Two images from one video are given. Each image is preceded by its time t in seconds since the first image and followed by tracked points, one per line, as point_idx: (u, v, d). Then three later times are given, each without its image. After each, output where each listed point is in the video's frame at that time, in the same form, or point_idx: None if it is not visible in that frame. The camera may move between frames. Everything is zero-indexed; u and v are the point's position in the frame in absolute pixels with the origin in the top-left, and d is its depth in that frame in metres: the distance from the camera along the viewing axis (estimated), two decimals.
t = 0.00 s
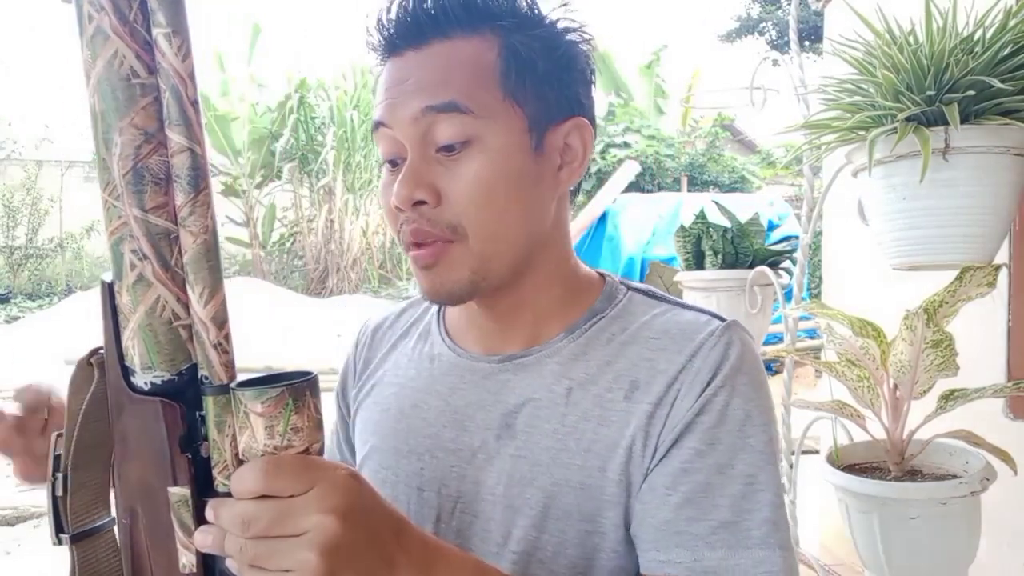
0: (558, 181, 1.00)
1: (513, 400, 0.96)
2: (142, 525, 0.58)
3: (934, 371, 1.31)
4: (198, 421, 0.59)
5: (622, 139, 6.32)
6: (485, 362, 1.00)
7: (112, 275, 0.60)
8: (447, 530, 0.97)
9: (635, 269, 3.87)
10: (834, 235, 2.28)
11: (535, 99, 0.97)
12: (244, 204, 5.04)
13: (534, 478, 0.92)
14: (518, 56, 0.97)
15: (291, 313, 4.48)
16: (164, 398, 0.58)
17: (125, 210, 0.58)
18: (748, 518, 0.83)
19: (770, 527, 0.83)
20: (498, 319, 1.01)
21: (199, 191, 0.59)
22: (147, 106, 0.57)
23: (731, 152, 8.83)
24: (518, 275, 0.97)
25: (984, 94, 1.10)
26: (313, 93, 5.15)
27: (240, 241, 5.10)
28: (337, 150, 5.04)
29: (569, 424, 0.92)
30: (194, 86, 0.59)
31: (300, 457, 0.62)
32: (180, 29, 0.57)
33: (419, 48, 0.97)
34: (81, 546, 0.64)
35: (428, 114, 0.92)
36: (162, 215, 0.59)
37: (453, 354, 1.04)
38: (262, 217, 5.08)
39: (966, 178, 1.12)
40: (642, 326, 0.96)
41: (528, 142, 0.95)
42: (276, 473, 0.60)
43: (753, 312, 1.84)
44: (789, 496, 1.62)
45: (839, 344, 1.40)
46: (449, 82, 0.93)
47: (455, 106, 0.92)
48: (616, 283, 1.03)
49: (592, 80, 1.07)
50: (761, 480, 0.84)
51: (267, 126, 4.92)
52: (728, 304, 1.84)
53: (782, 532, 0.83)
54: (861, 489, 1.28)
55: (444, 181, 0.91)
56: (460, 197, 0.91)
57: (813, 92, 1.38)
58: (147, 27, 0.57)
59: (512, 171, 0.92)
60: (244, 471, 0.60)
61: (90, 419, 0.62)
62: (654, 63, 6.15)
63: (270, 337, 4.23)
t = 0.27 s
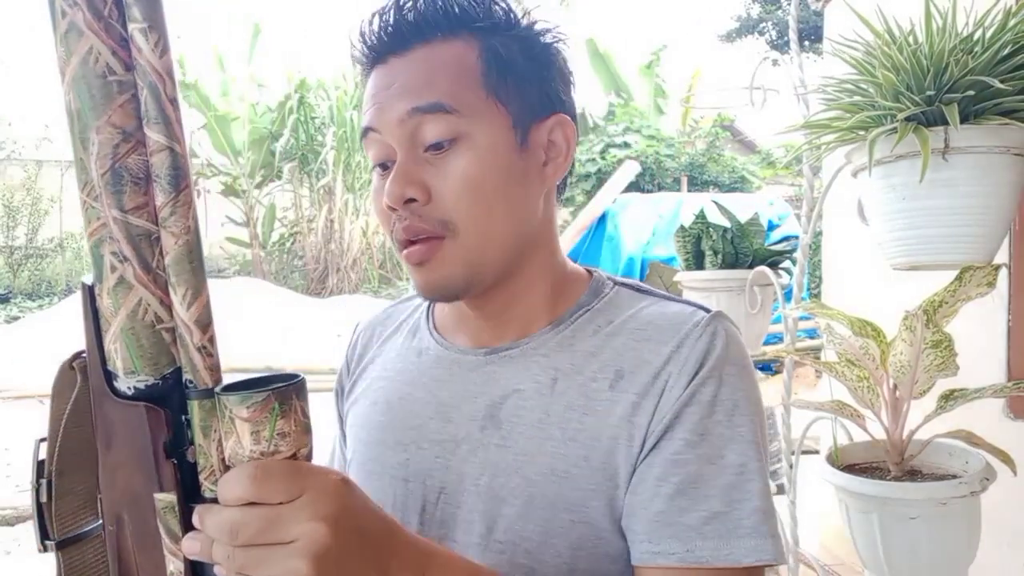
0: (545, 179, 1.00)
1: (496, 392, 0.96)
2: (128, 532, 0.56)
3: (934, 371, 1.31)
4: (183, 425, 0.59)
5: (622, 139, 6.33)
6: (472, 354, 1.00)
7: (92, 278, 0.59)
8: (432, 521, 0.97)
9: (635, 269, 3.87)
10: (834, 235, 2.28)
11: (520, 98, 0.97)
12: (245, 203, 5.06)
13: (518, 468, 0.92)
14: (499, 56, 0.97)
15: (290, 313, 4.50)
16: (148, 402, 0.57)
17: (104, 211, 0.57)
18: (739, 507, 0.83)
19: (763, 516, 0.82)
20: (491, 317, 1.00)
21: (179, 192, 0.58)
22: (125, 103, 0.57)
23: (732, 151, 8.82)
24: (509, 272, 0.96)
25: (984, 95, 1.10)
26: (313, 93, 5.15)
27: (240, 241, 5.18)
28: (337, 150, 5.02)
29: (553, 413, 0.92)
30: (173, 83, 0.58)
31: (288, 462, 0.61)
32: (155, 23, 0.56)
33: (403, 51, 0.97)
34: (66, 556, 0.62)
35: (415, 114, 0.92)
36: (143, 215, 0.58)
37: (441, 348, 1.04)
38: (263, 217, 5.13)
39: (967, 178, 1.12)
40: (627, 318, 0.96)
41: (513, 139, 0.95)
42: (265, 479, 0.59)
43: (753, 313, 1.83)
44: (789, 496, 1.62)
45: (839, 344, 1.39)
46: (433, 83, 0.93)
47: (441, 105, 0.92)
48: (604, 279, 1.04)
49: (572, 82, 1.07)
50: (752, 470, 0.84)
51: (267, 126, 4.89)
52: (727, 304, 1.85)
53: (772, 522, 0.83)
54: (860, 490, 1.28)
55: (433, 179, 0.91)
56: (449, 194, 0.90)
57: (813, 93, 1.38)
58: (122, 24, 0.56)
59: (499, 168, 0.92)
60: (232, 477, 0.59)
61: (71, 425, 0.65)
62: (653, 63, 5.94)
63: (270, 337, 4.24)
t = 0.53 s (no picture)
0: (557, 181, 1.00)
1: (499, 387, 0.96)
2: (117, 540, 0.58)
3: (934, 371, 1.31)
4: (173, 430, 0.59)
5: (622, 139, 6.33)
6: (474, 349, 1.00)
7: (76, 281, 0.59)
8: (433, 517, 0.97)
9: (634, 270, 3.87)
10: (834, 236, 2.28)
11: (538, 100, 0.97)
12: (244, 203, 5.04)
13: (520, 465, 0.91)
14: (521, 57, 0.97)
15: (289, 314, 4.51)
16: (134, 408, 0.58)
17: (86, 213, 0.58)
18: (741, 508, 0.83)
19: (764, 517, 0.82)
20: (495, 315, 1.00)
21: (163, 192, 0.58)
22: (104, 101, 0.57)
23: (732, 152, 8.80)
24: (518, 272, 0.97)
25: (985, 95, 1.10)
26: (313, 93, 5.16)
27: (240, 241, 5.16)
28: (337, 150, 5.02)
29: (555, 411, 0.92)
30: (153, 80, 0.58)
31: (279, 470, 0.59)
32: (136, 18, 0.56)
33: (424, 44, 0.97)
34: (54, 562, 0.64)
35: (435, 108, 0.92)
36: (125, 216, 0.59)
37: (444, 342, 1.04)
38: (262, 216, 5.10)
39: (966, 177, 1.12)
40: (632, 317, 0.96)
41: (531, 141, 0.95)
42: (255, 490, 0.58)
43: (753, 313, 1.84)
44: (789, 496, 1.62)
45: (839, 344, 1.39)
46: (455, 78, 0.93)
47: (462, 101, 0.92)
48: (608, 278, 1.03)
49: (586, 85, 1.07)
50: (754, 470, 0.84)
51: (267, 126, 4.93)
52: (727, 304, 1.85)
53: (773, 522, 0.83)
54: (860, 489, 1.28)
55: (450, 175, 0.91)
56: (465, 191, 0.91)
57: (812, 93, 1.38)
58: (100, 19, 0.56)
59: (517, 167, 0.93)
60: (222, 487, 0.58)
61: (59, 432, 0.65)
62: (653, 62, 6.20)
63: (269, 337, 4.26)
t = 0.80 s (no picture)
0: (570, 184, 1.00)
1: (505, 388, 0.96)
2: (116, 542, 0.59)
3: (934, 371, 1.31)
4: (171, 433, 0.59)
5: (622, 139, 6.32)
6: (481, 350, 1.00)
7: (72, 281, 0.59)
8: (438, 519, 0.97)
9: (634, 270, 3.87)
10: (834, 236, 2.28)
11: (553, 102, 0.97)
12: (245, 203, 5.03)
13: (526, 467, 0.91)
14: (539, 58, 0.97)
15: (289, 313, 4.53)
16: (132, 410, 0.58)
17: (82, 213, 0.58)
18: (748, 514, 0.83)
19: (771, 523, 0.82)
20: (502, 316, 1.00)
21: (160, 192, 0.58)
22: (100, 100, 0.57)
23: (732, 151, 8.79)
24: (529, 274, 0.97)
25: (984, 95, 1.10)
26: (313, 93, 5.16)
27: (240, 241, 5.16)
28: (337, 150, 5.02)
29: (562, 413, 0.92)
30: (149, 79, 0.57)
31: (277, 473, 0.59)
32: (132, 18, 0.55)
33: (441, 41, 0.96)
34: (52, 562, 0.65)
35: (452, 108, 0.92)
36: (122, 216, 0.59)
37: (450, 341, 1.04)
38: (262, 216, 5.09)
39: (965, 178, 1.12)
40: (639, 320, 0.96)
41: (546, 144, 0.95)
42: (253, 493, 0.58)
43: (753, 313, 1.84)
44: (789, 497, 1.62)
45: (839, 344, 1.39)
46: (472, 78, 0.93)
47: (479, 102, 0.92)
48: (614, 279, 1.03)
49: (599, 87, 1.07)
50: (761, 476, 0.84)
51: (267, 126, 4.93)
52: (727, 304, 1.85)
53: (778, 526, 0.83)
54: (859, 490, 1.28)
55: (465, 176, 0.91)
56: (479, 193, 0.91)
57: (811, 93, 1.38)
58: (95, 18, 0.56)
59: (532, 171, 0.92)
60: (222, 488, 0.57)
61: (56, 433, 0.64)
62: (653, 62, 6.35)
63: (270, 335, 4.27)
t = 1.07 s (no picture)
0: (578, 188, 1.00)
1: (508, 390, 0.96)
2: (119, 541, 0.59)
3: (934, 371, 1.31)
4: (176, 432, 0.59)
5: (622, 139, 6.32)
6: (484, 350, 1.00)
7: (77, 281, 0.59)
8: (441, 520, 0.97)
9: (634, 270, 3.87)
10: (834, 236, 2.28)
11: (563, 106, 0.97)
12: (244, 203, 5.03)
13: (528, 469, 0.91)
14: (549, 62, 0.97)
15: (289, 314, 4.52)
16: (136, 410, 0.58)
17: (87, 213, 0.58)
18: (751, 520, 0.83)
19: (773, 529, 0.82)
20: (507, 318, 1.00)
21: (165, 192, 0.58)
22: (105, 100, 0.57)
23: (732, 151, 8.77)
24: (534, 278, 0.97)
25: (984, 95, 1.11)
26: (313, 93, 5.16)
27: (240, 241, 5.16)
28: (337, 150, 5.02)
29: (565, 415, 0.92)
30: (155, 79, 0.57)
31: (281, 472, 0.59)
32: (137, 18, 0.55)
33: (451, 44, 0.96)
34: (56, 561, 0.65)
35: (460, 112, 0.92)
36: (127, 216, 0.59)
37: (454, 341, 1.04)
38: (262, 216, 5.09)
39: (966, 178, 1.12)
40: (643, 322, 0.96)
41: (555, 150, 0.95)
42: (257, 492, 0.58)
43: (753, 313, 1.84)
44: (789, 497, 1.62)
45: (839, 344, 1.39)
46: (481, 83, 0.92)
47: (488, 107, 0.92)
48: (619, 281, 1.03)
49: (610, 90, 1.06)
50: (764, 481, 0.84)
51: (267, 126, 4.91)
52: (727, 305, 1.85)
53: (780, 531, 0.83)
54: (859, 489, 1.28)
55: (472, 181, 0.91)
56: (486, 198, 0.91)
57: (812, 93, 1.38)
58: (101, 18, 0.56)
59: (539, 176, 0.93)
60: (227, 487, 0.57)
61: (61, 433, 0.64)
62: (653, 63, 6.36)
63: (269, 334, 4.25)
